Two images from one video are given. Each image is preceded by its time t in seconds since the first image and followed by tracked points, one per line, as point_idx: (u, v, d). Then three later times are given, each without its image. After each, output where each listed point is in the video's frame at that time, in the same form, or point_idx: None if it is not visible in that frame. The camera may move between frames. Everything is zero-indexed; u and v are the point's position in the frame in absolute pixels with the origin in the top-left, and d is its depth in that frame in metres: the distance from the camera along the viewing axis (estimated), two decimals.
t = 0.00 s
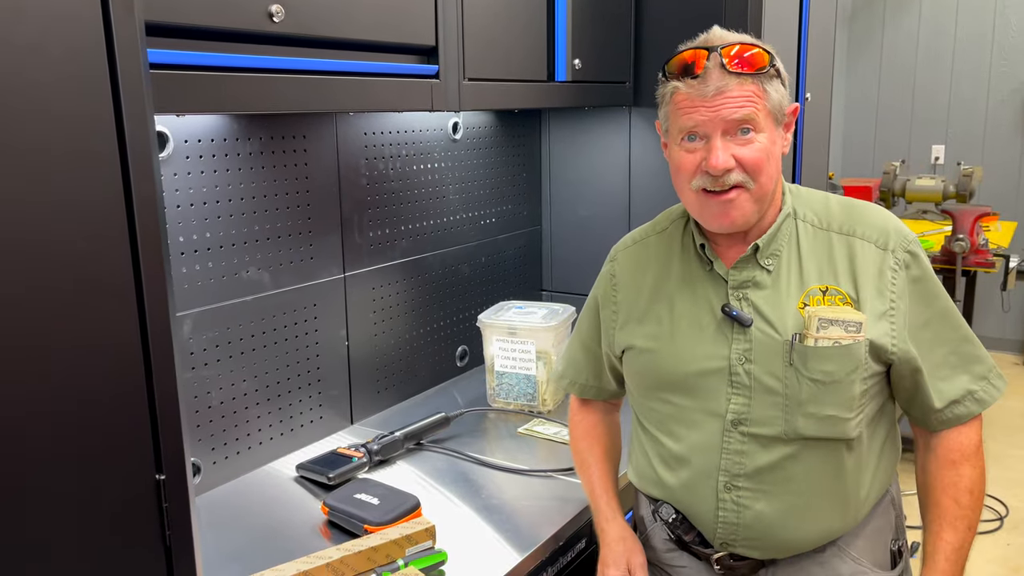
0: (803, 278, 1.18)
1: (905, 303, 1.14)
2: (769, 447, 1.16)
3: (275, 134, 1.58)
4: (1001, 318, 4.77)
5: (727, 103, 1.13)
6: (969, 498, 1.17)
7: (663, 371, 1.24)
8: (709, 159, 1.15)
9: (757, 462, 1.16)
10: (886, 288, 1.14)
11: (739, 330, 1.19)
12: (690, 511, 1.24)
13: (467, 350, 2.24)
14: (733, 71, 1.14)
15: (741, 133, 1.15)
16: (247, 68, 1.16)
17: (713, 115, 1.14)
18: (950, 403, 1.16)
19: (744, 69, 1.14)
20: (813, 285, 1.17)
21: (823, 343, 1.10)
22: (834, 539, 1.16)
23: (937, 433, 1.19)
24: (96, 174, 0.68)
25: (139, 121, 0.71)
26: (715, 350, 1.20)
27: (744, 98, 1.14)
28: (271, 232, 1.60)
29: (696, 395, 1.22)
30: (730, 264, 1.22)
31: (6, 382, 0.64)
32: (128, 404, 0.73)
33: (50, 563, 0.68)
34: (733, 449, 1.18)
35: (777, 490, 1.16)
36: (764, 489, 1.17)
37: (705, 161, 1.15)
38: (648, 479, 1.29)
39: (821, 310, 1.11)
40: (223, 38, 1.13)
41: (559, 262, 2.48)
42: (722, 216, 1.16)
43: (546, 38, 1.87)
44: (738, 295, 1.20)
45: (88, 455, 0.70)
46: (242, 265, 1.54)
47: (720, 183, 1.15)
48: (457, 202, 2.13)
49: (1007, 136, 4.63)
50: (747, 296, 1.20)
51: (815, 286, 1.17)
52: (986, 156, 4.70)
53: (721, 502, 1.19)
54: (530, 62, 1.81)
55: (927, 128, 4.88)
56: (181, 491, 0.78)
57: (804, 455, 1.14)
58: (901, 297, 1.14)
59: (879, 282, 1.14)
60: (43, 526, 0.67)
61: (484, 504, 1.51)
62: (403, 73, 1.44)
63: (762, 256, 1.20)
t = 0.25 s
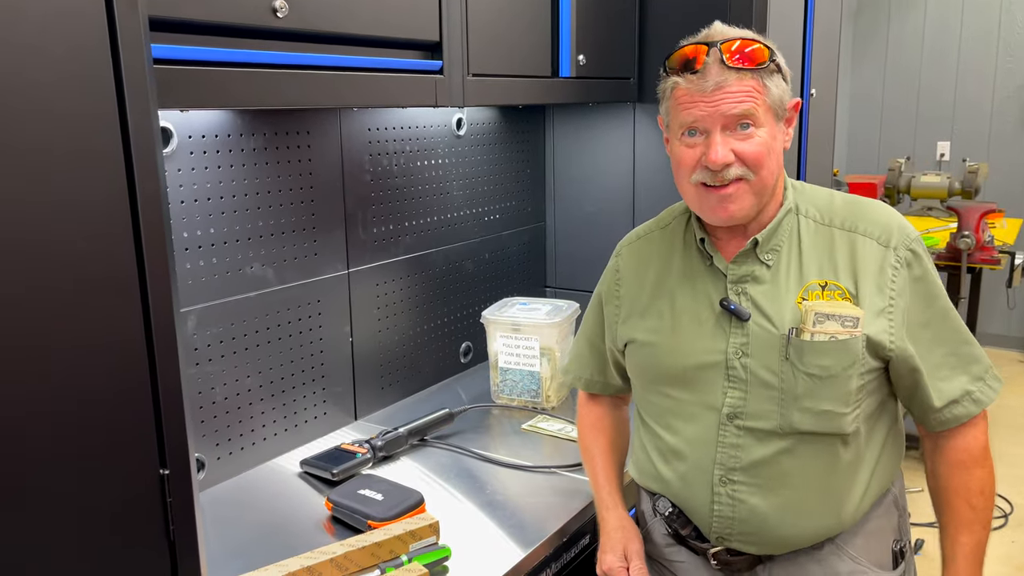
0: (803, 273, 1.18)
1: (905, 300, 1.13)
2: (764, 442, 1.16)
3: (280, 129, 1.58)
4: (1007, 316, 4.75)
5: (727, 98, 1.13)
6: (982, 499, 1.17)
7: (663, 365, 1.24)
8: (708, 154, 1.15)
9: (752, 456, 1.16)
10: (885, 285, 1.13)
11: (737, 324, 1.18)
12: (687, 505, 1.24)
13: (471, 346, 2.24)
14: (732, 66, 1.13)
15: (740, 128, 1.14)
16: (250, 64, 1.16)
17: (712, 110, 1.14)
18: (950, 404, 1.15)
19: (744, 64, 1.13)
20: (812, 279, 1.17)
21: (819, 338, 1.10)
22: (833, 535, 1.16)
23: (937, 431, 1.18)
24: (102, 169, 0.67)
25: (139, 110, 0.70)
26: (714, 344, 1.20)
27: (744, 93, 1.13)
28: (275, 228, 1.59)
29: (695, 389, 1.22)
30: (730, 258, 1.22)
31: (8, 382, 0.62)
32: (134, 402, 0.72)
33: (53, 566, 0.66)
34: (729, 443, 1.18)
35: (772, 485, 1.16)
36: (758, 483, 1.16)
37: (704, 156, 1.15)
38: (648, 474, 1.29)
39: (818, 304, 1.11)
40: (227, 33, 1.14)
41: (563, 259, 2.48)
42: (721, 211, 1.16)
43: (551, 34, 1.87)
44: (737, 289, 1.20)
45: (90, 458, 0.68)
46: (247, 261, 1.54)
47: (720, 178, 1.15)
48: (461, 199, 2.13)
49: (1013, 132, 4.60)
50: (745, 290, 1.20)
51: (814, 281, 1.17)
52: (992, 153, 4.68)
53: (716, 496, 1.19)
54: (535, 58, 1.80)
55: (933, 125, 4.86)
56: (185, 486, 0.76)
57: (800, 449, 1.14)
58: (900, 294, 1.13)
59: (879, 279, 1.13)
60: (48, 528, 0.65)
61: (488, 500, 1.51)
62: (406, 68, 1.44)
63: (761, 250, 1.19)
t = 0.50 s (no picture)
0: (807, 265, 1.17)
1: (910, 294, 1.12)
2: (763, 435, 1.15)
3: (285, 121, 1.58)
4: (1015, 311, 4.73)
5: (723, 89, 1.12)
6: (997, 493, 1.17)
7: (665, 357, 1.24)
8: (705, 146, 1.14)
9: (751, 448, 1.16)
10: (891, 278, 1.12)
11: (739, 316, 1.18)
12: (686, 498, 1.23)
13: (476, 340, 2.24)
14: (730, 57, 1.12)
15: (739, 119, 1.14)
16: (254, 55, 1.15)
17: (709, 102, 1.13)
18: (956, 399, 1.13)
19: (741, 55, 1.12)
20: (816, 272, 1.16)
21: (819, 330, 1.09)
22: (834, 529, 1.15)
23: (942, 425, 1.17)
24: (106, 159, 0.65)
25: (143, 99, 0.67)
26: (716, 336, 1.19)
27: (741, 84, 1.12)
28: (279, 220, 1.59)
29: (695, 381, 1.21)
30: (734, 251, 1.21)
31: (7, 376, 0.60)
32: (140, 400, 0.70)
33: (56, 563, 0.64)
34: (727, 435, 1.17)
35: (771, 478, 1.15)
36: (757, 477, 1.16)
37: (702, 147, 1.15)
38: (649, 467, 1.29)
39: (821, 296, 1.10)
40: (231, 24, 1.13)
41: (569, 253, 2.48)
42: (719, 202, 1.16)
43: (556, 26, 1.86)
44: (740, 282, 1.19)
45: (92, 457, 0.66)
46: (251, 253, 1.54)
47: (718, 169, 1.14)
48: (466, 192, 2.13)
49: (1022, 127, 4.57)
50: (748, 282, 1.19)
51: (818, 273, 1.16)
52: (1001, 148, 4.66)
53: (714, 488, 1.19)
54: (540, 51, 1.79)
55: (940, 120, 4.84)
56: (189, 476, 0.74)
57: (799, 442, 1.14)
58: (906, 287, 1.12)
59: (885, 272, 1.12)
60: (48, 528, 0.63)
61: (493, 493, 1.51)
62: (411, 60, 1.43)
63: (764, 243, 1.19)
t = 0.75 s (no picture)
0: (824, 262, 1.16)
1: (929, 293, 1.11)
2: (777, 432, 1.15)
3: (296, 115, 1.57)
4: None
5: (704, 105, 1.10)
6: (1004, 497, 1.16)
7: (678, 352, 1.23)
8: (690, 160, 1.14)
9: (765, 445, 1.15)
10: (910, 276, 1.11)
11: (754, 312, 1.17)
12: (697, 495, 1.23)
13: (485, 335, 2.23)
14: (711, 72, 1.10)
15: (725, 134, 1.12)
16: (266, 49, 1.15)
17: (693, 116, 1.12)
18: (973, 401, 1.12)
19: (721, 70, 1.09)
20: (833, 268, 1.15)
21: (836, 325, 1.09)
22: (848, 528, 1.14)
23: (955, 428, 1.16)
24: (118, 158, 0.65)
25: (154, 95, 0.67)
26: (730, 332, 1.18)
27: (722, 100, 1.09)
28: (290, 215, 1.59)
29: (708, 377, 1.20)
30: (750, 246, 1.20)
31: (6, 377, 0.60)
32: (150, 395, 0.70)
33: (55, 565, 0.64)
34: (741, 432, 1.17)
35: (784, 476, 1.15)
36: (770, 475, 1.15)
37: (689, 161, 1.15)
38: (660, 467, 1.28)
39: (838, 291, 1.10)
40: (242, 17, 1.13)
41: (578, 248, 2.47)
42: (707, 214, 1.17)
43: (567, 21, 1.85)
44: (755, 276, 1.19)
45: (91, 457, 0.66)
46: (261, 247, 1.54)
47: (704, 182, 1.14)
48: (476, 187, 2.12)
49: None
50: (764, 278, 1.18)
51: (836, 269, 1.15)
52: (1014, 145, 4.61)
53: (727, 485, 1.18)
54: (551, 45, 1.78)
55: (953, 116, 4.80)
56: (200, 471, 0.74)
57: (813, 439, 1.13)
58: (925, 286, 1.11)
59: (904, 271, 1.11)
60: (54, 523, 0.64)
61: (502, 488, 1.51)
62: (423, 54, 1.43)
63: (782, 239, 1.17)
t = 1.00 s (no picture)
0: (836, 258, 1.12)
1: (946, 290, 1.06)
2: (786, 434, 1.11)
3: (295, 104, 1.54)
4: None
5: (730, 82, 1.07)
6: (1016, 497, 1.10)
7: (684, 350, 1.19)
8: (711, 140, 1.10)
9: (773, 449, 1.11)
10: (926, 273, 1.06)
11: (763, 309, 1.13)
12: (702, 499, 1.19)
13: (489, 330, 2.20)
14: (739, 46, 1.06)
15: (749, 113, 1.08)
16: (258, 34, 1.12)
17: (717, 94, 1.08)
18: (991, 403, 1.08)
19: (750, 45, 1.06)
20: (846, 265, 1.11)
21: (848, 324, 1.05)
22: (860, 535, 1.10)
23: (973, 430, 1.12)
24: (96, 132, 0.57)
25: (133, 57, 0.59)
26: (738, 330, 1.15)
27: (750, 76, 1.06)
28: (288, 206, 1.56)
29: (715, 376, 1.17)
30: (759, 242, 1.16)
31: None
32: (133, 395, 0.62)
33: None
34: (748, 434, 1.13)
35: (792, 481, 1.11)
36: (778, 479, 1.11)
37: (710, 142, 1.11)
38: (666, 469, 1.24)
39: (850, 288, 1.06)
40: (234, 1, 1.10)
41: (585, 242, 2.43)
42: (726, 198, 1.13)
43: (574, 9, 1.81)
44: (765, 272, 1.15)
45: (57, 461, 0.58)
46: (258, 239, 1.51)
47: (723, 164, 1.10)
48: (481, 179, 2.08)
49: None
50: (774, 274, 1.14)
51: (848, 266, 1.11)
52: None
53: (733, 490, 1.14)
54: (557, 33, 1.74)
55: (970, 111, 4.71)
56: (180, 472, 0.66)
57: (823, 443, 1.09)
58: (942, 283, 1.06)
59: (919, 268, 1.07)
60: (29, 537, 0.58)
61: (503, 487, 1.47)
62: (423, 41, 1.39)
63: (792, 234, 1.14)
